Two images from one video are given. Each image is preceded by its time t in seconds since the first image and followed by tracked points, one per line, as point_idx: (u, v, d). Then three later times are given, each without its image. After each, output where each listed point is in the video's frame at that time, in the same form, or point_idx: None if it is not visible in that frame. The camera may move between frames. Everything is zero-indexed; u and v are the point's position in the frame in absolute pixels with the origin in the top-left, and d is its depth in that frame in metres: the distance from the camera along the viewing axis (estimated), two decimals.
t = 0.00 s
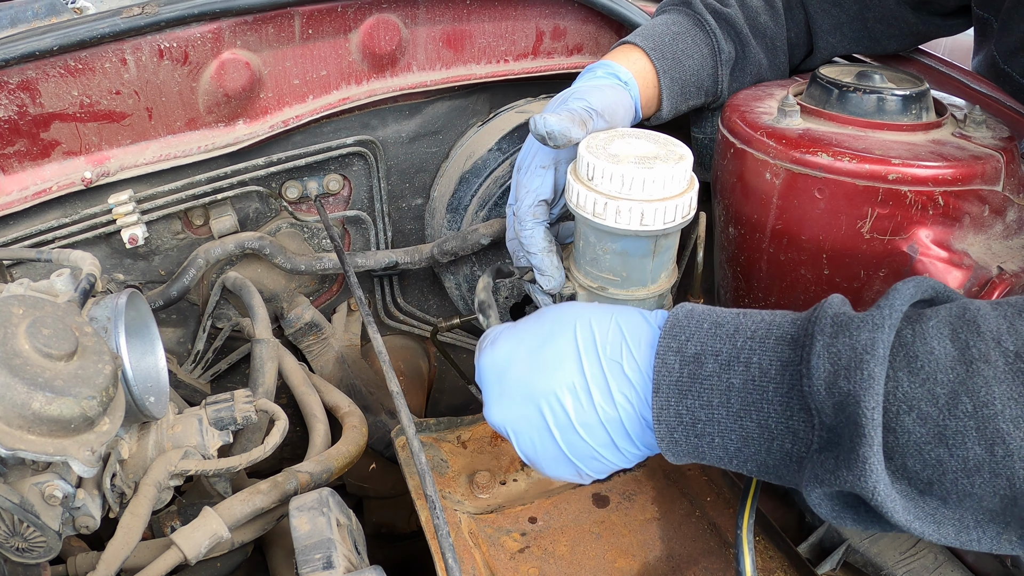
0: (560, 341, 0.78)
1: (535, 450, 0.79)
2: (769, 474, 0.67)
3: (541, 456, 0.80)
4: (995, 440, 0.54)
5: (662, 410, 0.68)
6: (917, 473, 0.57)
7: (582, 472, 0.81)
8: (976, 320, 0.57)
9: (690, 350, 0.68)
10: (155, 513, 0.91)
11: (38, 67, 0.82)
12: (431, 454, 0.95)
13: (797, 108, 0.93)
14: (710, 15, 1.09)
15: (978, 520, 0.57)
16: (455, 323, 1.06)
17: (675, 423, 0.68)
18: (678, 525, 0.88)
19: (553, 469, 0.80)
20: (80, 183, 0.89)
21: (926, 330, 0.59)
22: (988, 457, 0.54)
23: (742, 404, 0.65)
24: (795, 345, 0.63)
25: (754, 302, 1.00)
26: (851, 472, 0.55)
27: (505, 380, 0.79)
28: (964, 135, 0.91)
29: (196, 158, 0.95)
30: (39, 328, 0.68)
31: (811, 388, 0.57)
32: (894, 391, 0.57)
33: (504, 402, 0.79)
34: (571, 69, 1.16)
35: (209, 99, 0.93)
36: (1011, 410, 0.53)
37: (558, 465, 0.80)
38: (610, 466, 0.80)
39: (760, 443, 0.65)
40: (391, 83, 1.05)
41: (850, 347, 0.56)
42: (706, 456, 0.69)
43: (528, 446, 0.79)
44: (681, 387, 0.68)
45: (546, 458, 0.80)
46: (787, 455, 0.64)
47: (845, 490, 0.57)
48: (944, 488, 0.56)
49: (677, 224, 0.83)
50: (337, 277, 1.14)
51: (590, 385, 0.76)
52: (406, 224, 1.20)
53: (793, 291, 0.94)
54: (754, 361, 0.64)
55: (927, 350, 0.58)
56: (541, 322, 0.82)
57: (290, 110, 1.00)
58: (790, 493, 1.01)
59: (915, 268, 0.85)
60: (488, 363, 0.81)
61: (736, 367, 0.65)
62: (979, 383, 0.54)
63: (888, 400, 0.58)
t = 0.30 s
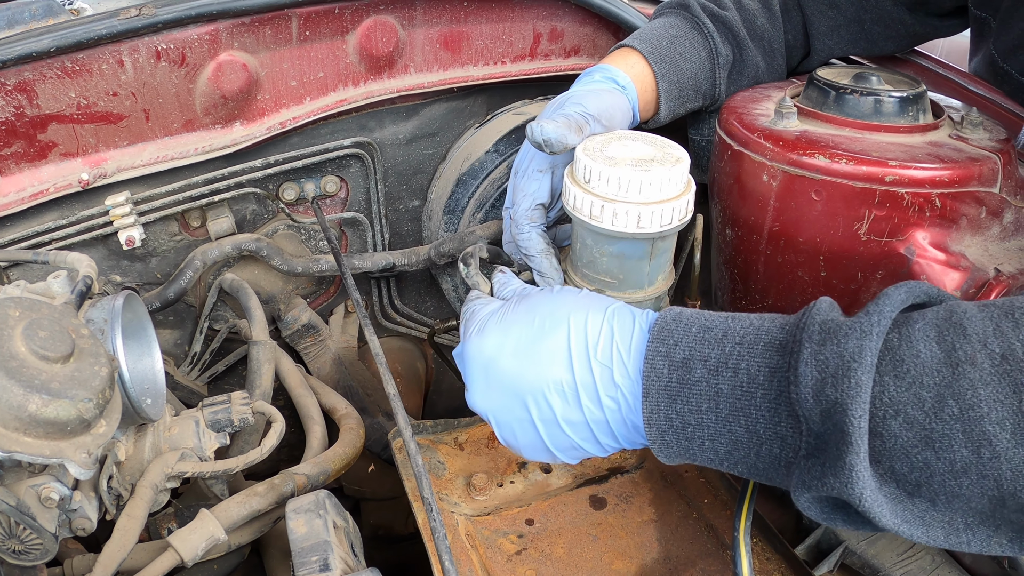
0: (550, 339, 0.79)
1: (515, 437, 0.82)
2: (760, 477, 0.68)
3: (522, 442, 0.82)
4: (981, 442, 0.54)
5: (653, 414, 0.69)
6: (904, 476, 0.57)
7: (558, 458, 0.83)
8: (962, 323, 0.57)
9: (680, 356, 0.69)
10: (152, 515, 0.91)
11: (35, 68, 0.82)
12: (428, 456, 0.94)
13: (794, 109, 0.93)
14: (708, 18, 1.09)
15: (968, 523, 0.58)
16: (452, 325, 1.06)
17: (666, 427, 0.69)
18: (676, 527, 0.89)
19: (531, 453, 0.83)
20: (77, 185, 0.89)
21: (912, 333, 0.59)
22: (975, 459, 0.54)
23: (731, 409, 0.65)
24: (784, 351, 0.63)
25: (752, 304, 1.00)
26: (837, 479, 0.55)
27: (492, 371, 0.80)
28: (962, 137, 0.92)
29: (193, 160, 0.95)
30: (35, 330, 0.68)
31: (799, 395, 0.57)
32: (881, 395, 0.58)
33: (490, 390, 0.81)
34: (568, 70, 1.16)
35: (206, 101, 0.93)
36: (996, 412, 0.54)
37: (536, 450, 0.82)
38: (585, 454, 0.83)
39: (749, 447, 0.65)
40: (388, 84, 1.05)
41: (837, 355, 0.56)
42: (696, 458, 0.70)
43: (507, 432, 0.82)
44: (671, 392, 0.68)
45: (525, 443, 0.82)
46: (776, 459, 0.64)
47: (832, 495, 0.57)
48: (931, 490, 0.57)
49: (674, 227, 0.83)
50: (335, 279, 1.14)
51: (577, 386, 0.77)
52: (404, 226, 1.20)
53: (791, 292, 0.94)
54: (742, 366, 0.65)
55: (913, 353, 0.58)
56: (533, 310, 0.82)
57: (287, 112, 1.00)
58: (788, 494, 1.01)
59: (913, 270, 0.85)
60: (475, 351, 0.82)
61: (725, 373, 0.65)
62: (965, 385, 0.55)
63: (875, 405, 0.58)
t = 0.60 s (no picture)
0: (537, 343, 0.76)
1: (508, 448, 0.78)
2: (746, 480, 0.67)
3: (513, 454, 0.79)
4: (967, 442, 0.54)
5: (639, 419, 0.68)
6: (891, 477, 0.57)
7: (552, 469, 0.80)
8: (948, 325, 0.57)
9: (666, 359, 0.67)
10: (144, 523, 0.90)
11: (26, 77, 0.82)
12: (420, 464, 0.94)
13: (785, 115, 0.92)
14: (702, 25, 1.09)
15: (955, 522, 0.58)
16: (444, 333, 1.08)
17: (653, 432, 0.68)
18: (668, 534, 0.89)
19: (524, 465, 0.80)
20: (69, 194, 0.89)
21: (897, 336, 0.58)
22: (961, 460, 0.54)
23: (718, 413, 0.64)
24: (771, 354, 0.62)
25: (744, 310, 1.00)
26: (822, 480, 0.55)
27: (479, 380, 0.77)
28: (953, 142, 0.91)
29: (185, 168, 0.95)
30: (25, 342, 0.68)
31: (783, 395, 0.57)
32: (866, 397, 0.57)
33: (479, 401, 0.77)
34: (560, 77, 1.16)
35: (198, 109, 0.93)
36: (982, 412, 0.53)
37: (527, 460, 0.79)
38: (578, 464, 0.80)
39: (737, 450, 0.64)
40: (379, 92, 1.05)
41: (821, 356, 0.56)
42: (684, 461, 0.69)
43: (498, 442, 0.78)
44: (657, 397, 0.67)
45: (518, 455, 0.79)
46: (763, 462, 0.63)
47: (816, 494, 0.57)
48: (918, 490, 0.56)
49: (665, 234, 0.83)
50: (327, 286, 1.14)
51: (567, 392, 0.74)
52: (396, 233, 1.20)
53: (783, 298, 0.94)
54: (730, 369, 0.63)
55: (898, 355, 0.57)
56: (518, 316, 0.78)
57: (278, 120, 0.99)
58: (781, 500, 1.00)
59: (904, 276, 0.85)
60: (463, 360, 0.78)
61: (711, 377, 0.64)
62: (950, 385, 0.54)
63: (860, 406, 0.57)
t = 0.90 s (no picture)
0: (528, 396, 0.83)
1: (499, 504, 0.78)
2: (734, 514, 0.69)
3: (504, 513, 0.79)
4: (939, 464, 0.56)
5: (624, 459, 0.72)
6: (869, 504, 0.59)
7: (544, 531, 0.79)
8: (913, 352, 0.60)
9: (649, 402, 0.73)
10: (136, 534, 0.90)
11: (15, 88, 0.82)
12: (412, 473, 0.95)
13: (774, 121, 0.92)
14: (691, 31, 1.09)
15: (941, 540, 0.59)
16: (435, 342, 1.07)
17: (638, 472, 0.72)
18: (659, 542, 0.89)
19: (516, 527, 0.79)
20: (59, 205, 0.89)
21: (866, 366, 0.62)
22: (935, 482, 0.56)
23: (698, 445, 0.69)
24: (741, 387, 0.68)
25: (735, 317, 1.00)
26: (805, 500, 0.57)
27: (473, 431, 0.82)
28: (943, 147, 0.91)
29: (175, 179, 0.95)
30: (13, 357, 0.67)
31: (753, 419, 0.60)
32: (837, 425, 0.60)
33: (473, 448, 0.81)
34: (550, 84, 1.16)
35: (187, 119, 0.93)
36: (952, 434, 0.55)
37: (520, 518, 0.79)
38: (572, 529, 0.79)
39: (717, 484, 0.68)
40: (369, 100, 1.05)
41: (786, 380, 0.59)
42: (673, 502, 0.72)
43: (489, 497, 0.79)
44: (642, 435, 0.72)
45: (510, 516, 0.79)
46: (745, 492, 0.67)
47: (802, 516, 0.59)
48: (897, 515, 0.58)
49: (654, 242, 0.83)
50: (319, 296, 1.15)
51: (552, 436, 0.79)
52: (387, 241, 1.20)
53: (773, 305, 0.94)
54: (705, 405, 0.69)
55: (866, 385, 0.61)
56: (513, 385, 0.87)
57: (268, 129, 0.99)
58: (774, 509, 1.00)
59: (895, 282, 0.85)
60: (465, 416, 0.85)
61: (690, 412, 0.70)
62: (919, 411, 0.57)
63: (832, 435, 0.60)
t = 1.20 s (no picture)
0: (526, 384, 0.83)
1: (488, 494, 0.78)
2: (731, 513, 0.69)
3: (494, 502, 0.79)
4: (940, 462, 0.55)
5: (622, 455, 0.72)
6: (867, 501, 0.59)
7: (533, 523, 0.79)
8: (916, 350, 0.60)
9: (647, 397, 0.73)
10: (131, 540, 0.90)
11: (10, 95, 0.82)
12: (407, 479, 0.95)
13: (768, 127, 0.92)
14: (685, 36, 1.09)
15: (938, 541, 0.60)
16: (430, 347, 1.08)
17: (635, 469, 0.71)
18: (655, 547, 0.89)
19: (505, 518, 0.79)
20: (54, 212, 0.88)
21: (867, 363, 0.62)
22: (935, 480, 0.56)
23: (696, 442, 0.68)
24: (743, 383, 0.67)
25: (729, 322, 1.00)
26: (806, 495, 0.57)
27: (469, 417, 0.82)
28: (938, 151, 0.91)
29: (170, 185, 0.95)
30: (7, 366, 0.66)
31: (755, 414, 0.60)
32: (838, 421, 0.60)
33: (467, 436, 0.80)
34: (545, 89, 1.16)
35: (182, 125, 0.93)
36: (953, 432, 0.55)
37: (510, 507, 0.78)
38: (561, 517, 0.79)
39: (716, 481, 0.68)
40: (364, 106, 1.05)
41: (789, 374, 0.59)
42: (668, 499, 0.71)
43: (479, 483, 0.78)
44: (639, 431, 0.71)
45: (500, 507, 0.79)
46: (744, 489, 0.66)
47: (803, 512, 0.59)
48: (896, 513, 0.58)
49: (648, 248, 0.83)
50: (314, 301, 1.15)
51: (548, 426, 0.78)
52: (382, 247, 1.20)
53: (768, 310, 0.94)
54: (705, 400, 0.69)
55: (868, 381, 0.60)
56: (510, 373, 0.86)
57: (263, 135, 1.00)
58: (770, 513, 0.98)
59: (889, 286, 0.85)
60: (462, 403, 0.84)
61: (690, 408, 0.69)
62: (921, 408, 0.57)
63: (833, 430, 0.60)
